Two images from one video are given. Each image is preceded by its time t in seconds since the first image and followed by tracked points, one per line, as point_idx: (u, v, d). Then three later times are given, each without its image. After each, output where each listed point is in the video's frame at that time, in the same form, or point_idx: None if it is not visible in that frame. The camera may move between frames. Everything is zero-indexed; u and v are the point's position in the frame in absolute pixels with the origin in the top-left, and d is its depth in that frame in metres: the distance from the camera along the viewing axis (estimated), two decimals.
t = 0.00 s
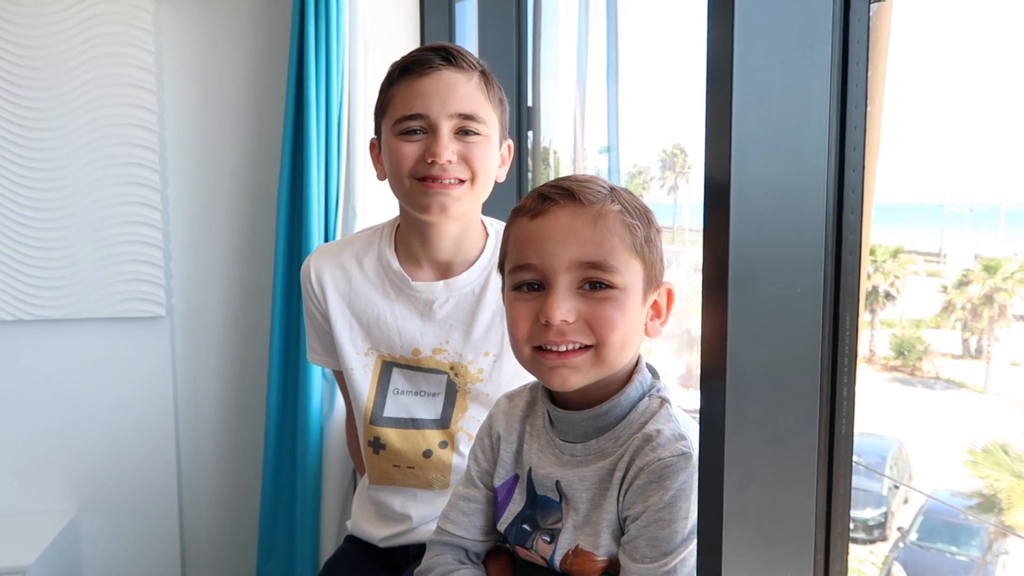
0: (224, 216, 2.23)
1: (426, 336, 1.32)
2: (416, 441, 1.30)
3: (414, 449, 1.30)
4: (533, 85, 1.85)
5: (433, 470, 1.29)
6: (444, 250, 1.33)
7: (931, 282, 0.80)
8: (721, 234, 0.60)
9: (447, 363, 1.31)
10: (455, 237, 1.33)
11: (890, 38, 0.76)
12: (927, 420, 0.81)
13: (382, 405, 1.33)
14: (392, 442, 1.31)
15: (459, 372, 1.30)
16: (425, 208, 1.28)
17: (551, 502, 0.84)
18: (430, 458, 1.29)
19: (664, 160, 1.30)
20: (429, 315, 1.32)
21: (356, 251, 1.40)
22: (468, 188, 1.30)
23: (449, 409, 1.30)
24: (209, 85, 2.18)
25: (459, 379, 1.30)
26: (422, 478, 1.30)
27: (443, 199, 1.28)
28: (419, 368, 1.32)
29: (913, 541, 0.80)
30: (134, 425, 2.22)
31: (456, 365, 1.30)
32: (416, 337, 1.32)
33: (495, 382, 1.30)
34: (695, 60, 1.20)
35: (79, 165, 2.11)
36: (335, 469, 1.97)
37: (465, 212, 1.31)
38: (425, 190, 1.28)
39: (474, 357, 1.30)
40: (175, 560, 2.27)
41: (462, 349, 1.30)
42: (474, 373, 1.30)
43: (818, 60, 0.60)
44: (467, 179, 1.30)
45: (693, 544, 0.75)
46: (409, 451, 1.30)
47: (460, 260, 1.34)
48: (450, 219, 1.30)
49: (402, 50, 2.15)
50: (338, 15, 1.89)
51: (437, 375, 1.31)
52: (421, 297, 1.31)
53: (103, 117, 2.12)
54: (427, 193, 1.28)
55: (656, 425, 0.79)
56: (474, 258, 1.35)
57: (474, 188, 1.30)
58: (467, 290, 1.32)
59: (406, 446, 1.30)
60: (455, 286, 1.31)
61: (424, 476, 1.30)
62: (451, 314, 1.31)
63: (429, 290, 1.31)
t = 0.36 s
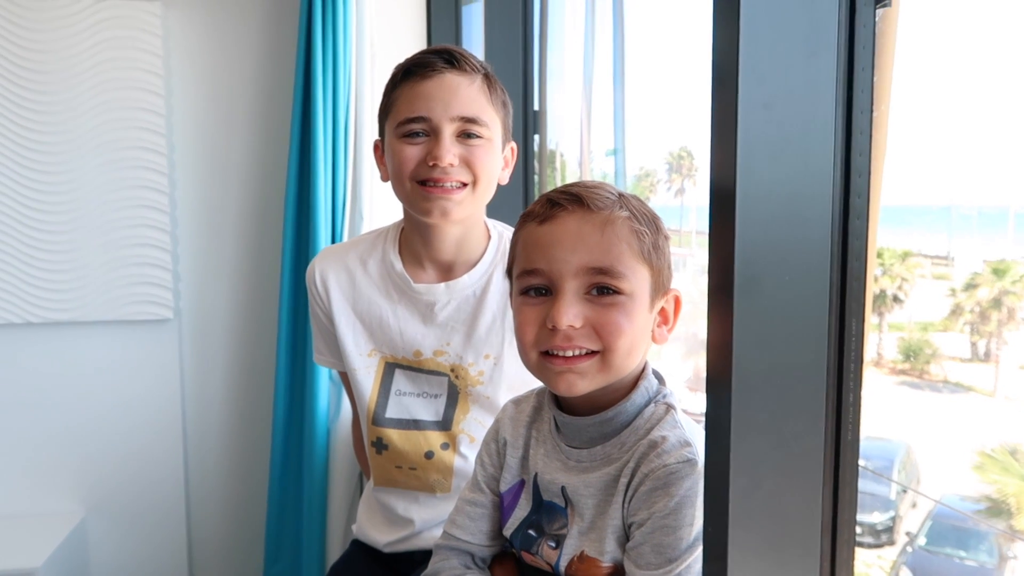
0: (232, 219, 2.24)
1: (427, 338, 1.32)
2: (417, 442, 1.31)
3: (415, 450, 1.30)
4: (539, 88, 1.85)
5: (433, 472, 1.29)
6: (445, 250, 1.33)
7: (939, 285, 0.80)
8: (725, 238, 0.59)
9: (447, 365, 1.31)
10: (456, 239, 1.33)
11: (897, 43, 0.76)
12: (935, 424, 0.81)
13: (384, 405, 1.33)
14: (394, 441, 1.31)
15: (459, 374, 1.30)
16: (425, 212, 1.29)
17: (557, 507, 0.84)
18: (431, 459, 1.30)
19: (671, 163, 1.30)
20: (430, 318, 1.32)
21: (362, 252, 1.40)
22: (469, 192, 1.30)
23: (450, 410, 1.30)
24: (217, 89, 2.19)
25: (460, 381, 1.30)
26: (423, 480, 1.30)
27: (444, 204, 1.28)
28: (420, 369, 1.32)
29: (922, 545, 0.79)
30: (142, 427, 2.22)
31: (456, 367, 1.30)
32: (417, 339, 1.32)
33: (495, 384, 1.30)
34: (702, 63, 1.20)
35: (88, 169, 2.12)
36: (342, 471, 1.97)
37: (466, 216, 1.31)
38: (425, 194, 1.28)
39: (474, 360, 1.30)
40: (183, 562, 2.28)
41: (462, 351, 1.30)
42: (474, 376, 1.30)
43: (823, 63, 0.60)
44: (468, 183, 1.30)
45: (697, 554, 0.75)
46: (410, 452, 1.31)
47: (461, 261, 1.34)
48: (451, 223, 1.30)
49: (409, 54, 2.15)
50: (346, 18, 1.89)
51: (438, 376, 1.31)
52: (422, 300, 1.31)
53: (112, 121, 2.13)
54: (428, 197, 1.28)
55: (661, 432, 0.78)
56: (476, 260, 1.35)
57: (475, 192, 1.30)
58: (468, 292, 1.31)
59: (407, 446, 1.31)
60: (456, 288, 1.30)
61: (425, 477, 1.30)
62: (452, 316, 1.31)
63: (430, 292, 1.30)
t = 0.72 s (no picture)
0: (236, 221, 2.25)
1: (436, 337, 1.31)
2: (423, 439, 1.30)
3: (421, 445, 1.30)
4: (543, 90, 1.85)
5: (439, 468, 1.29)
6: (457, 252, 1.33)
7: (944, 288, 0.79)
8: (728, 240, 0.59)
9: (454, 364, 1.31)
10: (467, 243, 1.33)
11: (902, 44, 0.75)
12: (939, 427, 0.80)
13: (391, 400, 1.33)
14: (402, 436, 1.31)
15: (466, 374, 1.30)
16: (438, 218, 1.29)
17: (558, 508, 0.83)
18: (437, 456, 1.29)
19: (676, 166, 1.29)
20: (441, 316, 1.32)
21: (375, 250, 1.40)
22: (481, 200, 1.30)
23: (457, 409, 1.30)
24: (222, 91, 2.20)
25: (466, 381, 1.30)
26: (428, 476, 1.30)
27: (456, 210, 1.28)
28: (428, 367, 1.32)
29: (927, 549, 0.80)
30: (146, 428, 2.23)
31: (464, 367, 1.30)
32: (426, 338, 1.32)
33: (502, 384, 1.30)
34: (706, 66, 1.20)
35: (93, 171, 2.12)
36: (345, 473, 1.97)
37: (477, 222, 1.31)
38: (439, 201, 1.29)
39: (481, 360, 1.30)
40: (186, 563, 2.28)
41: (470, 352, 1.30)
42: (481, 376, 1.29)
43: (827, 66, 0.59)
44: (480, 191, 1.30)
45: (698, 556, 0.75)
46: (417, 449, 1.31)
47: (473, 263, 1.34)
48: (462, 228, 1.30)
49: (413, 56, 2.15)
50: (349, 20, 1.90)
51: (445, 375, 1.31)
52: (433, 299, 1.31)
53: (116, 124, 2.13)
54: (441, 205, 1.28)
55: (663, 432, 0.78)
56: (487, 262, 1.35)
57: (487, 200, 1.30)
58: (479, 293, 1.31)
59: (414, 443, 1.31)
60: (466, 288, 1.30)
61: (430, 475, 1.30)
62: (462, 316, 1.31)
63: (441, 290, 1.31)
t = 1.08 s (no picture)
0: (238, 219, 2.25)
1: (445, 331, 1.32)
2: (430, 432, 1.30)
3: (427, 440, 1.30)
4: (546, 89, 1.85)
5: (445, 462, 1.29)
6: (468, 247, 1.33)
7: (947, 289, 0.79)
8: (731, 235, 0.59)
9: (462, 359, 1.30)
10: (478, 238, 1.34)
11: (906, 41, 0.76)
12: (942, 428, 0.80)
13: (399, 393, 1.33)
14: (408, 430, 1.31)
15: (473, 369, 1.30)
16: (451, 211, 1.29)
17: (559, 502, 0.83)
18: (443, 450, 1.29)
19: (678, 166, 1.29)
20: (450, 312, 1.32)
21: (384, 244, 1.41)
22: (494, 194, 1.30)
23: (463, 403, 1.30)
24: (224, 89, 2.20)
25: (474, 376, 1.30)
26: (434, 471, 1.29)
27: (470, 204, 1.28)
28: (436, 361, 1.32)
29: (929, 550, 0.80)
30: (148, 425, 2.23)
31: (471, 362, 1.30)
32: (435, 332, 1.32)
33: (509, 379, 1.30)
34: (708, 65, 1.20)
35: (95, 169, 2.13)
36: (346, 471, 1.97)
37: (490, 217, 1.31)
38: (452, 194, 1.29)
39: (489, 355, 1.29)
40: (187, 562, 2.28)
41: (478, 347, 1.30)
42: (488, 371, 1.29)
43: (831, 62, 0.59)
44: (495, 184, 1.30)
45: (697, 552, 0.74)
46: (423, 442, 1.30)
47: (484, 258, 1.34)
48: (475, 222, 1.31)
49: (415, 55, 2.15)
50: (352, 18, 1.90)
51: (453, 370, 1.31)
52: (442, 294, 1.32)
53: (120, 122, 2.13)
54: (454, 197, 1.29)
55: (667, 425, 0.78)
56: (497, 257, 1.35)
57: (500, 194, 1.30)
58: (488, 289, 1.31)
59: (421, 436, 1.30)
60: (476, 285, 1.30)
61: (436, 468, 1.29)
62: (471, 312, 1.31)
63: (451, 286, 1.30)
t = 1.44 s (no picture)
0: (240, 213, 2.25)
1: (448, 324, 1.32)
2: (433, 424, 1.31)
3: (430, 431, 1.30)
4: (547, 85, 1.85)
5: (447, 454, 1.29)
6: (470, 242, 1.34)
7: (948, 286, 0.79)
8: (734, 228, 0.59)
9: (463, 353, 1.31)
10: (479, 231, 1.34)
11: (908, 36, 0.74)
12: (942, 425, 0.81)
13: (402, 385, 1.33)
14: (410, 422, 1.31)
15: (475, 362, 1.30)
16: (451, 200, 1.29)
17: (563, 493, 0.84)
18: (446, 442, 1.29)
19: (680, 162, 1.29)
20: (452, 306, 1.32)
21: (388, 236, 1.41)
22: (494, 183, 1.29)
23: (466, 396, 1.31)
24: (226, 83, 2.20)
25: (476, 369, 1.30)
26: (436, 462, 1.30)
27: (470, 192, 1.28)
28: (438, 355, 1.32)
29: (929, 547, 0.80)
30: (150, 419, 2.24)
31: (472, 356, 1.31)
32: (437, 325, 1.32)
33: (511, 372, 1.30)
34: (711, 61, 1.20)
35: (98, 163, 2.13)
36: (347, 465, 1.98)
37: (490, 206, 1.31)
38: (452, 182, 1.29)
39: (490, 349, 1.30)
40: (188, 556, 2.29)
41: (480, 341, 1.30)
42: (490, 364, 1.30)
43: (833, 57, 0.60)
44: (493, 174, 1.29)
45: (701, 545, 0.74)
46: (427, 434, 1.30)
47: (485, 252, 1.35)
48: (475, 212, 1.30)
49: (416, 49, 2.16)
50: (354, 12, 1.90)
51: (455, 363, 1.31)
52: (444, 287, 1.32)
53: (122, 116, 2.13)
54: (454, 185, 1.28)
55: (672, 417, 0.79)
56: (498, 252, 1.36)
57: (500, 182, 1.30)
58: (489, 283, 1.31)
59: (424, 428, 1.30)
60: (477, 279, 1.30)
61: (439, 460, 1.30)
62: (473, 306, 1.31)
63: (452, 281, 1.31)
